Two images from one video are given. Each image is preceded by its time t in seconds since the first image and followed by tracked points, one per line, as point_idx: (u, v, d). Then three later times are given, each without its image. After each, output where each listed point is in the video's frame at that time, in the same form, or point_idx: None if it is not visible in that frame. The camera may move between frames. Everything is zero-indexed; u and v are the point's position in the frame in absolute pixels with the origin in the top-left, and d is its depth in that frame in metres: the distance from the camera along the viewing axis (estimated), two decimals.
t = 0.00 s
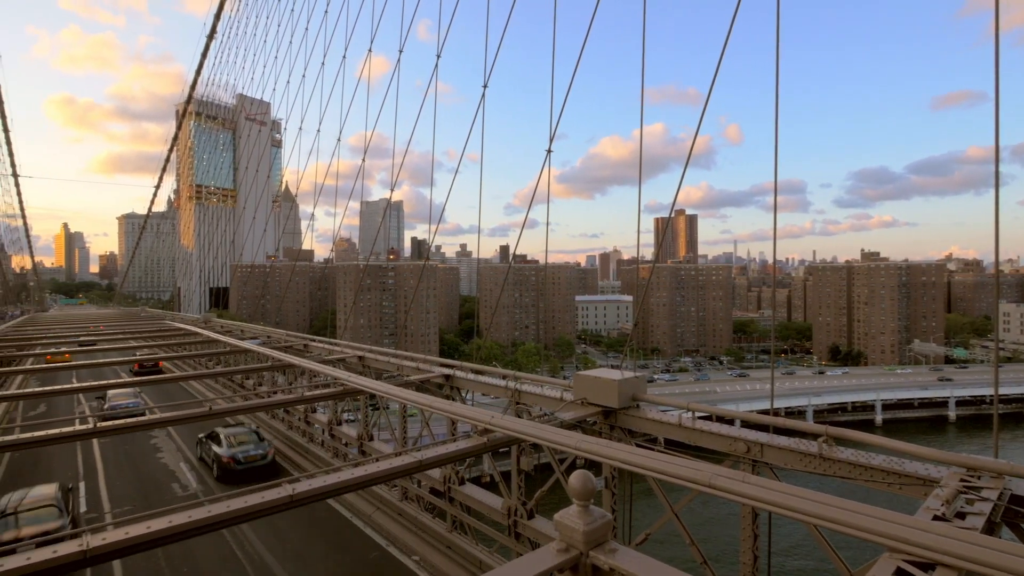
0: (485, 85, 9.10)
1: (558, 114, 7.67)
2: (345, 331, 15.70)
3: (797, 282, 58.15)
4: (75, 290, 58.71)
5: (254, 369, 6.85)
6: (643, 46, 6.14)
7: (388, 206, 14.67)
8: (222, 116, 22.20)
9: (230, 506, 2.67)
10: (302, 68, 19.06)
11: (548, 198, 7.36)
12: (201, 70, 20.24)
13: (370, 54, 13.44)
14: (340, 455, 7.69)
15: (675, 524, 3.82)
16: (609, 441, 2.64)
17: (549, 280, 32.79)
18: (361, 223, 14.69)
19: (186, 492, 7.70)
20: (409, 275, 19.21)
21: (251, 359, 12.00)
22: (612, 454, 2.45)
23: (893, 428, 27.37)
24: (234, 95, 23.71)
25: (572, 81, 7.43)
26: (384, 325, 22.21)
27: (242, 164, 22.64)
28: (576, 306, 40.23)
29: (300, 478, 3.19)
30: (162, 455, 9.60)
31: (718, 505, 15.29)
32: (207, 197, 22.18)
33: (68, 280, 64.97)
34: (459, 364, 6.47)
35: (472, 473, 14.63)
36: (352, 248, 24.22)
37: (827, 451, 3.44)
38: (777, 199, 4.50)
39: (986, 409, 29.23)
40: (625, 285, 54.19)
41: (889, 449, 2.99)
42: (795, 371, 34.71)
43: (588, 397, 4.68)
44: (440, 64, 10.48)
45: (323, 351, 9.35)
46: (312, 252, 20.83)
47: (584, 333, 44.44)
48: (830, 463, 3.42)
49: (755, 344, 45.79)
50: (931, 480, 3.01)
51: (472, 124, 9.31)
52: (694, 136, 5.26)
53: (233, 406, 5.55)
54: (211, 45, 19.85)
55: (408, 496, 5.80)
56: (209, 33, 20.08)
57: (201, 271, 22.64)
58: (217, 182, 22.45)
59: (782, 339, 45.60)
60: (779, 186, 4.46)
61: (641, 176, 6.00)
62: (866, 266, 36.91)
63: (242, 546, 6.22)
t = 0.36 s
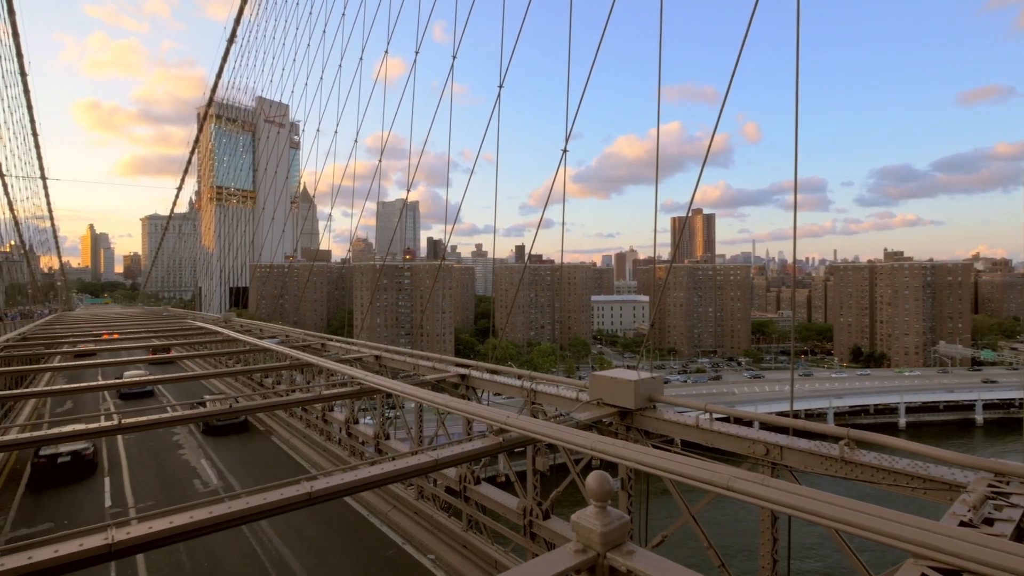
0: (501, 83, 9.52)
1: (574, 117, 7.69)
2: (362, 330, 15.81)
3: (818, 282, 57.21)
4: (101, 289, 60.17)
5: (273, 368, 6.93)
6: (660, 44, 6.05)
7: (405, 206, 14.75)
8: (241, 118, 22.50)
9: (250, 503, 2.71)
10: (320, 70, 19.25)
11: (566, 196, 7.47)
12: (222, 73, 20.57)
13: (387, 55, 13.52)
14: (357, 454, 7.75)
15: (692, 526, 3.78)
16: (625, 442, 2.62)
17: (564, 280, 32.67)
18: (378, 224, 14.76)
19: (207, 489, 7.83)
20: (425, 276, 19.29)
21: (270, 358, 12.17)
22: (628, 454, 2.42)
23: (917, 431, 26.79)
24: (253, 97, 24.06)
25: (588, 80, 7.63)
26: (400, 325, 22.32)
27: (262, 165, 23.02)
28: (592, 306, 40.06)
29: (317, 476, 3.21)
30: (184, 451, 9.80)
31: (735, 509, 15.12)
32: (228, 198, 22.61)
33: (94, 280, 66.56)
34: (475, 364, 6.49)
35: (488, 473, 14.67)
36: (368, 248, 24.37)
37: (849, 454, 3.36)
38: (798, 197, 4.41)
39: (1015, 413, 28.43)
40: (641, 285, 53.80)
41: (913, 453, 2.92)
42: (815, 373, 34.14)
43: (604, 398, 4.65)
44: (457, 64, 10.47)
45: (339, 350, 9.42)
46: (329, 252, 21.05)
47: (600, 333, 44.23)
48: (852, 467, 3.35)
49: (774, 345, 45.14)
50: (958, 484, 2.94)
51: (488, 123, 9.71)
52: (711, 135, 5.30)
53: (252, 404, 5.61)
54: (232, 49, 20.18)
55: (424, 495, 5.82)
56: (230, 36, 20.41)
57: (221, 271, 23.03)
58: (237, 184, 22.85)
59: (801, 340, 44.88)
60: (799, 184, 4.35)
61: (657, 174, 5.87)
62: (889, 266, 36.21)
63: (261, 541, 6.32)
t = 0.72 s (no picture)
0: (515, 86, 8.87)
1: (590, 112, 7.28)
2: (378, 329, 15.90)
3: (838, 282, 56.22)
4: (124, 289, 61.53)
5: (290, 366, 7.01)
6: (677, 30, 5.54)
7: (419, 207, 14.77)
8: (259, 120, 22.85)
9: (268, 500, 2.74)
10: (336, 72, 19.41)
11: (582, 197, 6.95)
12: (241, 76, 20.87)
13: (401, 56, 13.52)
14: (374, 453, 7.80)
15: (708, 528, 3.74)
16: (640, 443, 2.60)
17: (580, 280, 32.55)
18: (392, 224, 14.80)
19: (227, 485, 7.96)
20: (440, 275, 19.32)
21: (287, 356, 12.32)
22: (644, 456, 2.40)
23: (941, 435, 26.24)
24: (271, 100, 24.35)
25: (604, 76, 7.04)
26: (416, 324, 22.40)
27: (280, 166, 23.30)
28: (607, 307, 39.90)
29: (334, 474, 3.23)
30: (204, 448, 9.98)
31: (753, 511, 14.93)
32: (247, 200, 23.01)
33: (118, 280, 68.16)
34: (490, 364, 6.49)
35: (502, 473, 14.69)
36: (383, 248, 24.48)
37: (870, 458, 3.29)
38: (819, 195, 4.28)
39: None
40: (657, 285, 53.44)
41: (937, 456, 2.85)
42: (835, 374, 33.59)
43: (619, 399, 4.62)
44: (469, 63, 10.39)
45: (355, 349, 9.48)
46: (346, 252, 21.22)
47: (616, 333, 44.03)
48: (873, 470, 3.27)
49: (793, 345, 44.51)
50: (985, 490, 2.86)
51: (502, 127, 9.12)
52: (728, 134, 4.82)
53: (270, 402, 5.67)
54: (250, 52, 20.47)
55: (438, 493, 5.83)
56: (248, 40, 20.71)
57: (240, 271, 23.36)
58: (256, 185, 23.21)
59: (821, 341, 44.18)
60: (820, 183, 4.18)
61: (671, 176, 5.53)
62: (912, 266, 35.45)
63: (279, 537, 6.41)
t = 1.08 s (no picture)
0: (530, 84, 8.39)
1: (606, 110, 7.12)
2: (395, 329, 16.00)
3: (861, 282, 55.13)
4: (149, 289, 62.98)
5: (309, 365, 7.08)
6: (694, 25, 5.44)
7: (436, 207, 14.81)
8: (279, 122, 23.30)
9: (287, 497, 2.77)
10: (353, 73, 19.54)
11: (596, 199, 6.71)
12: (260, 79, 21.16)
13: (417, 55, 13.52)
14: (391, 451, 7.84)
15: (728, 530, 3.69)
16: (658, 444, 2.57)
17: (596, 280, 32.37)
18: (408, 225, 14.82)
19: (248, 482, 8.07)
20: (457, 275, 19.37)
21: (306, 355, 12.47)
22: (661, 457, 2.38)
23: (969, 440, 25.58)
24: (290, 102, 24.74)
25: (622, 72, 6.74)
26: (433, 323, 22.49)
27: (298, 168, 23.61)
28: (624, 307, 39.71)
29: (352, 473, 3.25)
30: (225, 445, 10.13)
31: (774, 515, 14.73)
32: (266, 201, 23.33)
33: (142, 279, 69.75)
34: (506, 364, 6.49)
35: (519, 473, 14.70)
36: (400, 248, 24.61)
37: (894, 462, 3.22)
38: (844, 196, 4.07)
39: None
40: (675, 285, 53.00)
41: (964, 460, 2.78)
42: (858, 376, 32.96)
43: (636, 399, 4.58)
44: (484, 62, 10.31)
45: (372, 348, 9.55)
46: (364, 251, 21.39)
47: (632, 334, 43.77)
48: (897, 475, 3.20)
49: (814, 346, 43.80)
50: (1014, 495, 2.78)
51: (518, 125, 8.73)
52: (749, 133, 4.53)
53: (290, 401, 5.73)
54: (270, 56, 20.75)
55: (455, 493, 5.84)
56: (267, 44, 21.00)
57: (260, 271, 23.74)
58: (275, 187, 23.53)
59: (843, 342, 43.39)
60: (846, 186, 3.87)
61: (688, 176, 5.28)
62: (938, 266, 34.71)
63: (299, 534, 6.48)
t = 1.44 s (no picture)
0: (547, 84, 8.63)
1: (623, 107, 7.09)
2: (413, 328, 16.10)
3: (886, 282, 53.94)
4: (172, 289, 64.29)
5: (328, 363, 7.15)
6: (714, 24, 5.53)
7: (453, 207, 14.87)
8: (298, 124, 23.75)
9: (306, 494, 2.79)
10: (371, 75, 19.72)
11: (615, 197, 6.87)
12: (281, 82, 21.48)
13: (436, 57, 13.71)
14: (408, 450, 7.89)
15: (748, 534, 3.62)
16: (677, 445, 2.53)
17: (614, 280, 32.17)
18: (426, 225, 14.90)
19: (268, 478, 8.19)
20: (474, 275, 19.42)
21: (325, 354, 12.61)
22: (680, 459, 2.34)
23: (999, 444, 24.86)
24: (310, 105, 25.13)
25: (637, 75, 6.92)
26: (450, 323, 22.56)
27: (318, 169, 23.92)
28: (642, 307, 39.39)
29: (370, 471, 3.27)
30: (247, 442, 10.30)
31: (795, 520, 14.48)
32: (286, 202, 23.68)
33: (167, 279, 71.32)
34: (523, 364, 6.47)
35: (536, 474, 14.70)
36: (418, 248, 24.73)
37: (921, 466, 3.14)
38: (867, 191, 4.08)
39: None
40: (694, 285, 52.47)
41: (995, 466, 2.69)
42: (883, 379, 32.23)
43: (655, 400, 4.53)
44: (502, 63, 10.40)
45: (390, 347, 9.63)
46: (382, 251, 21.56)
47: (650, 334, 43.43)
48: (924, 480, 3.12)
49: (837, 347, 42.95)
50: None
51: (536, 126, 8.93)
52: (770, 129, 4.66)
53: (309, 399, 5.79)
54: (290, 58, 21.06)
55: (472, 492, 5.85)
56: (288, 47, 21.32)
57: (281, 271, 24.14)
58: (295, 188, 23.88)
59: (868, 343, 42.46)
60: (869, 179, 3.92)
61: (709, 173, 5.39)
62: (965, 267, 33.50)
63: (318, 531, 6.55)
